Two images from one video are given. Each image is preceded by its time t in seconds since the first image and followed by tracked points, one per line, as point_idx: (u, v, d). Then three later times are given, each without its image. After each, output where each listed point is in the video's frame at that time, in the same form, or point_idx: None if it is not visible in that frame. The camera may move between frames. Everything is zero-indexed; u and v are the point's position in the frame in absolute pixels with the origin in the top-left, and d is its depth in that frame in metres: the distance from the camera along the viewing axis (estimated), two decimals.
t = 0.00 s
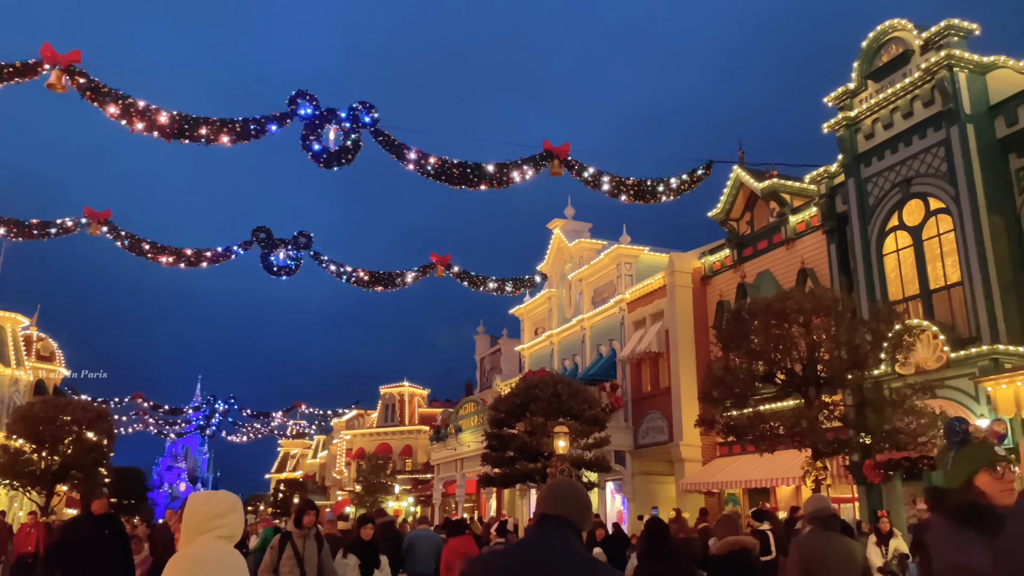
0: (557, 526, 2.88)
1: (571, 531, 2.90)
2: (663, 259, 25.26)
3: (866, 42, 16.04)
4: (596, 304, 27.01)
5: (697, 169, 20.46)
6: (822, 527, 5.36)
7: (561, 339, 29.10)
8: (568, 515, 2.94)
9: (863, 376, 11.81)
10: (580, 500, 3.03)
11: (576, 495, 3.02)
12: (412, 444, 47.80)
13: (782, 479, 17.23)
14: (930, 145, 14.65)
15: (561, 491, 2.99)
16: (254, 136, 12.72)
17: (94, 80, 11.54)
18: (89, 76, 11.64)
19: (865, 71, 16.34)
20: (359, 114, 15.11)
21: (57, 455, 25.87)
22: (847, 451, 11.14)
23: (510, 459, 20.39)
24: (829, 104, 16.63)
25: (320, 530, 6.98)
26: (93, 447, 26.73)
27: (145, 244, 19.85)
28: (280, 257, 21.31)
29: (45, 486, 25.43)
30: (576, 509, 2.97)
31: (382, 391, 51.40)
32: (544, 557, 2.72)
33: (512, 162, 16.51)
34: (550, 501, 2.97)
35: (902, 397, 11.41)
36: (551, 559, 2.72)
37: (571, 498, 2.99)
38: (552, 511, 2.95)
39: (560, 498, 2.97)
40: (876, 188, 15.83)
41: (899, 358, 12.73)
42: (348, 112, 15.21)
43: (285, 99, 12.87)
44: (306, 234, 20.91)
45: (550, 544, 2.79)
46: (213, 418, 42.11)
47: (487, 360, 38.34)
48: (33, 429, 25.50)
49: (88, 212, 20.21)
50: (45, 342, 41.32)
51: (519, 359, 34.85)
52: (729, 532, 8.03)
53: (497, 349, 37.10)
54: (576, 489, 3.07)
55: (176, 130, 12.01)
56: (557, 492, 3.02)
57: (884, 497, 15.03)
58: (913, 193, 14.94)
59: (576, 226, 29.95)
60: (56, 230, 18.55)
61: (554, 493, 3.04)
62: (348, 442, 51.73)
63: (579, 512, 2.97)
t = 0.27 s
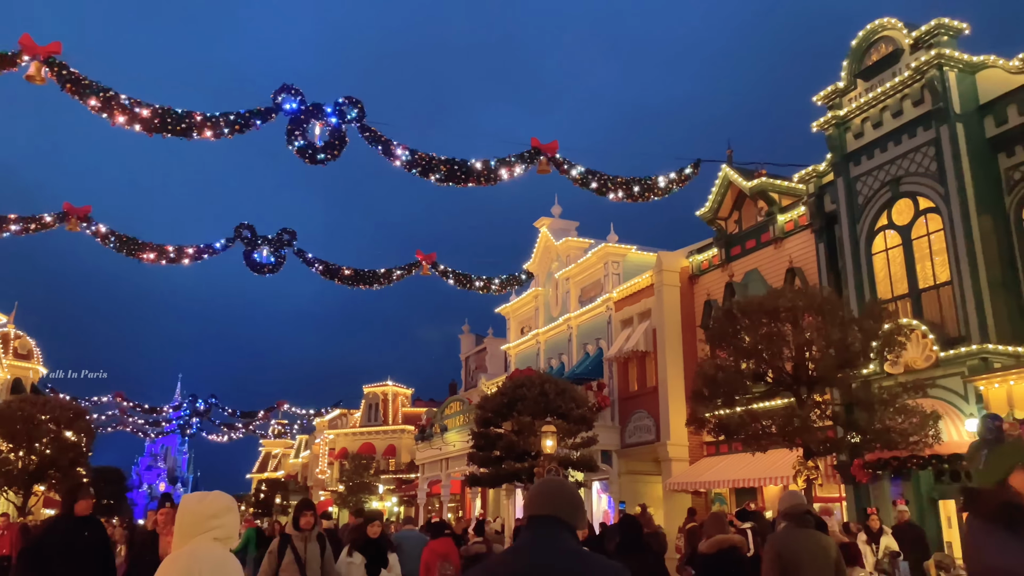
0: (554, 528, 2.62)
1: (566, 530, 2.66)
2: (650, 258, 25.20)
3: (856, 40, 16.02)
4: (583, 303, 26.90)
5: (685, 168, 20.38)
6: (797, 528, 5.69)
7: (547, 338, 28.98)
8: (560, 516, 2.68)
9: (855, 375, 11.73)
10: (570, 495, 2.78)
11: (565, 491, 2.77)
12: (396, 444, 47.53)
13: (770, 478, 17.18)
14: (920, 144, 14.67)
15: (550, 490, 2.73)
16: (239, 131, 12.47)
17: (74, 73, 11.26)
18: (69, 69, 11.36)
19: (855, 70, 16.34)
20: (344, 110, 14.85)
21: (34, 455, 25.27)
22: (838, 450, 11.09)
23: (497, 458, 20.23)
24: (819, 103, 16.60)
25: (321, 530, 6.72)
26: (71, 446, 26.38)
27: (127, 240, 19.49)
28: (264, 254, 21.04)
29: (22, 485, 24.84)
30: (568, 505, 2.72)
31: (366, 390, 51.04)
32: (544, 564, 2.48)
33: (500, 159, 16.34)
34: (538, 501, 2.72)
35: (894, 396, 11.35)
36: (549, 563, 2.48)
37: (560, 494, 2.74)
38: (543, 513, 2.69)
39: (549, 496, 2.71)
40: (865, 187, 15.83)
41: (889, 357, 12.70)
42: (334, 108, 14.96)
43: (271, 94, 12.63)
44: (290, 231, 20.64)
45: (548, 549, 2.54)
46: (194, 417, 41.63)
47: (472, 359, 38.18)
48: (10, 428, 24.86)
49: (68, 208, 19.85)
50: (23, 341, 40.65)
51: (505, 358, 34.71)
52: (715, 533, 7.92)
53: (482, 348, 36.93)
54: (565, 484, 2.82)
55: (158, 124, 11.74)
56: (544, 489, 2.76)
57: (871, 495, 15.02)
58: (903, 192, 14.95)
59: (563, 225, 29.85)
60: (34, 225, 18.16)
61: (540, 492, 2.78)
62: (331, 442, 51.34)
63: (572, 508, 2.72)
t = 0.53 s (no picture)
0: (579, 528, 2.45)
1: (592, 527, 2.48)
2: (642, 255, 25.15)
3: (851, 36, 15.99)
4: (574, 300, 26.82)
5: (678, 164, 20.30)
6: (784, 527, 5.60)
7: (538, 335, 28.91)
8: (584, 512, 2.50)
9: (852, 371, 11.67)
10: (596, 488, 2.60)
11: (589, 484, 2.60)
12: (385, 442, 47.31)
13: (763, 475, 17.10)
14: (915, 140, 14.65)
15: (569, 484, 2.56)
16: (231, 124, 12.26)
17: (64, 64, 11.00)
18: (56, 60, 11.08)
19: (850, 66, 16.32)
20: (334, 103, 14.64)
21: (19, 453, 24.88)
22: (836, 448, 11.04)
23: (489, 456, 20.09)
24: (814, 99, 16.56)
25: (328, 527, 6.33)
26: (56, 444, 26.00)
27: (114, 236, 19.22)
28: (252, 251, 20.79)
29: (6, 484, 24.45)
30: (589, 500, 2.53)
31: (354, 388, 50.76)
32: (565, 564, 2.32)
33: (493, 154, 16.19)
34: (558, 498, 2.55)
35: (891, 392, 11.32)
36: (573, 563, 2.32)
37: (580, 488, 2.57)
38: (565, 510, 2.52)
39: (567, 491, 2.53)
40: (859, 184, 15.80)
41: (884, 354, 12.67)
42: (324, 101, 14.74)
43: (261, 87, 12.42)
44: (279, 227, 20.42)
45: (569, 548, 2.38)
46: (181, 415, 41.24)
47: (462, 357, 38.04)
48: None
49: (54, 203, 19.52)
50: (7, 338, 40.09)
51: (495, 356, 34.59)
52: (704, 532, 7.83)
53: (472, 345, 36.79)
54: (591, 478, 2.65)
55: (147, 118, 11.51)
56: (563, 485, 2.60)
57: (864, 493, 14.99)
58: (897, 189, 14.93)
59: (554, 222, 29.73)
60: (19, 221, 17.85)
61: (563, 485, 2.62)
62: (320, 440, 51.04)
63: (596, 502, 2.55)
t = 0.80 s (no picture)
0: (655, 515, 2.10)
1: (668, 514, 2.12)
2: (639, 250, 25.02)
3: (851, 28, 15.91)
4: (570, 295, 26.69)
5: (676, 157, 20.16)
6: (774, 520, 5.45)
7: (534, 330, 28.78)
8: (654, 494, 2.17)
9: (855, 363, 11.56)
10: (664, 469, 2.26)
11: (658, 465, 2.26)
12: (379, 438, 47.17)
13: (762, 470, 16.99)
14: (916, 132, 14.58)
15: (634, 464, 2.24)
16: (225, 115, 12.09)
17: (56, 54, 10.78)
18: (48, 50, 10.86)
19: (849, 58, 16.24)
20: (329, 95, 14.46)
21: (11, 449, 24.68)
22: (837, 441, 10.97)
23: (485, 451, 19.97)
24: (813, 91, 16.47)
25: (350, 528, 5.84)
26: (48, 440, 25.78)
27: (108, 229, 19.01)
28: (246, 245, 20.64)
29: None
30: (656, 481, 2.20)
31: (349, 384, 50.58)
32: (641, 553, 1.95)
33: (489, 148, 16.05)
34: (622, 480, 2.24)
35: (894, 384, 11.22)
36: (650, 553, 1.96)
37: (646, 466, 2.24)
38: (631, 492, 2.19)
39: (632, 472, 2.22)
40: (859, 176, 15.72)
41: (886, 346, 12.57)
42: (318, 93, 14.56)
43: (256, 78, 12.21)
44: (274, 221, 20.24)
45: (643, 534, 2.02)
46: (174, 411, 41.03)
47: (457, 352, 37.94)
48: None
49: (46, 196, 19.33)
50: None
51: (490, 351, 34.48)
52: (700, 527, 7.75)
53: (467, 341, 36.66)
54: (658, 456, 2.32)
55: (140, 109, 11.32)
56: (628, 464, 2.28)
57: (863, 487, 14.91)
58: (898, 181, 14.85)
59: (550, 216, 29.60)
60: (10, 214, 17.63)
61: (626, 465, 2.29)
62: (314, 436, 50.85)
63: (666, 483, 2.21)
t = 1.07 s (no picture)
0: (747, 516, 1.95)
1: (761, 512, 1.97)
2: (639, 242, 24.86)
3: (856, 16, 15.76)
4: (570, 287, 26.54)
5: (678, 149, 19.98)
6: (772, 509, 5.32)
7: (534, 322, 28.64)
8: (742, 493, 1.99)
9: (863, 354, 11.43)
10: (750, 462, 2.07)
11: (744, 458, 2.09)
12: (377, 431, 47.06)
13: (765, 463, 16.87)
14: (922, 121, 14.43)
15: (719, 460, 2.06)
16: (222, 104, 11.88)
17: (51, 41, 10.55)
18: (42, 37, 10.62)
19: (854, 46, 16.08)
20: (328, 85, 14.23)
21: (7, 443, 24.48)
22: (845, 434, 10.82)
23: (486, 444, 19.83)
24: (817, 80, 16.31)
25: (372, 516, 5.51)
26: (44, 433, 25.58)
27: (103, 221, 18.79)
28: (243, 237, 20.43)
29: None
30: (744, 476, 2.02)
31: (347, 377, 50.42)
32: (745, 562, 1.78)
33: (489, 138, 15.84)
34: (705, 476, 2.06)
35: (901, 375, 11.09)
36: (746, 559, 1.81)
37: (732, 461, 2.05)
38: (717, 489, 2.01)
39: (717, 469, 2.04)
40: (864, 166, 15.58)
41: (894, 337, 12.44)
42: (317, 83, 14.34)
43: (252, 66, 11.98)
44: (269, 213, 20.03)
45: (744, 540, 1.85)
46: (172, 405, 40.84)
47: (456, 345, 37.81)
48: None
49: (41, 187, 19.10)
50: None
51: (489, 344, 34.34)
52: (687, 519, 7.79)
53: (466, 333, 36.51)
54: (743, 447, 2.12)
55: (136, 98, 11.10)
56: (713, 457, 2.09)
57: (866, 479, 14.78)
58: (903, 170, 14.71)
59: (550, 208, 29.42)
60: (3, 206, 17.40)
61: (706, 458, 2.11)
62: (311, 429, 50.71)
63: (754, 481, 2.04)
